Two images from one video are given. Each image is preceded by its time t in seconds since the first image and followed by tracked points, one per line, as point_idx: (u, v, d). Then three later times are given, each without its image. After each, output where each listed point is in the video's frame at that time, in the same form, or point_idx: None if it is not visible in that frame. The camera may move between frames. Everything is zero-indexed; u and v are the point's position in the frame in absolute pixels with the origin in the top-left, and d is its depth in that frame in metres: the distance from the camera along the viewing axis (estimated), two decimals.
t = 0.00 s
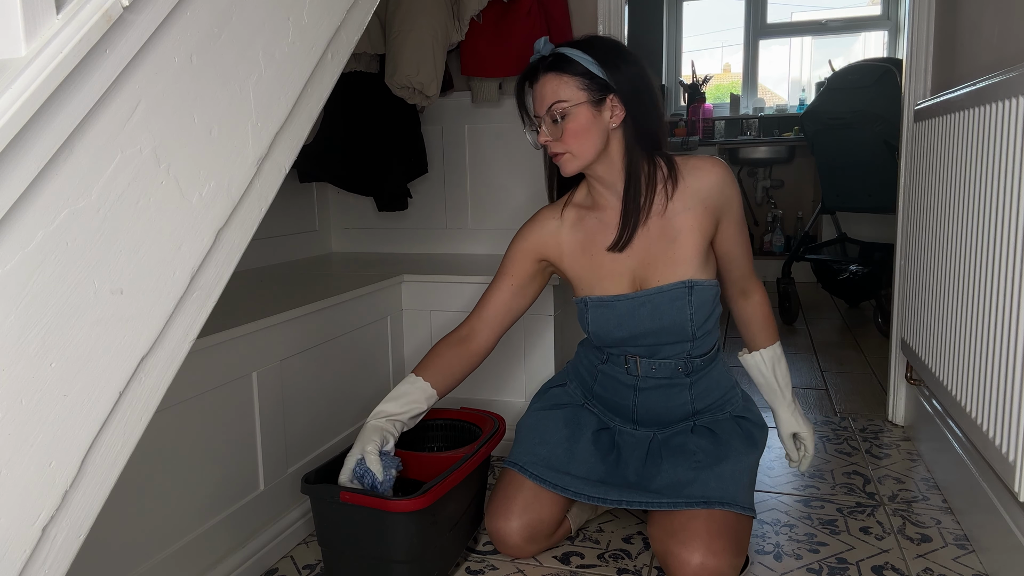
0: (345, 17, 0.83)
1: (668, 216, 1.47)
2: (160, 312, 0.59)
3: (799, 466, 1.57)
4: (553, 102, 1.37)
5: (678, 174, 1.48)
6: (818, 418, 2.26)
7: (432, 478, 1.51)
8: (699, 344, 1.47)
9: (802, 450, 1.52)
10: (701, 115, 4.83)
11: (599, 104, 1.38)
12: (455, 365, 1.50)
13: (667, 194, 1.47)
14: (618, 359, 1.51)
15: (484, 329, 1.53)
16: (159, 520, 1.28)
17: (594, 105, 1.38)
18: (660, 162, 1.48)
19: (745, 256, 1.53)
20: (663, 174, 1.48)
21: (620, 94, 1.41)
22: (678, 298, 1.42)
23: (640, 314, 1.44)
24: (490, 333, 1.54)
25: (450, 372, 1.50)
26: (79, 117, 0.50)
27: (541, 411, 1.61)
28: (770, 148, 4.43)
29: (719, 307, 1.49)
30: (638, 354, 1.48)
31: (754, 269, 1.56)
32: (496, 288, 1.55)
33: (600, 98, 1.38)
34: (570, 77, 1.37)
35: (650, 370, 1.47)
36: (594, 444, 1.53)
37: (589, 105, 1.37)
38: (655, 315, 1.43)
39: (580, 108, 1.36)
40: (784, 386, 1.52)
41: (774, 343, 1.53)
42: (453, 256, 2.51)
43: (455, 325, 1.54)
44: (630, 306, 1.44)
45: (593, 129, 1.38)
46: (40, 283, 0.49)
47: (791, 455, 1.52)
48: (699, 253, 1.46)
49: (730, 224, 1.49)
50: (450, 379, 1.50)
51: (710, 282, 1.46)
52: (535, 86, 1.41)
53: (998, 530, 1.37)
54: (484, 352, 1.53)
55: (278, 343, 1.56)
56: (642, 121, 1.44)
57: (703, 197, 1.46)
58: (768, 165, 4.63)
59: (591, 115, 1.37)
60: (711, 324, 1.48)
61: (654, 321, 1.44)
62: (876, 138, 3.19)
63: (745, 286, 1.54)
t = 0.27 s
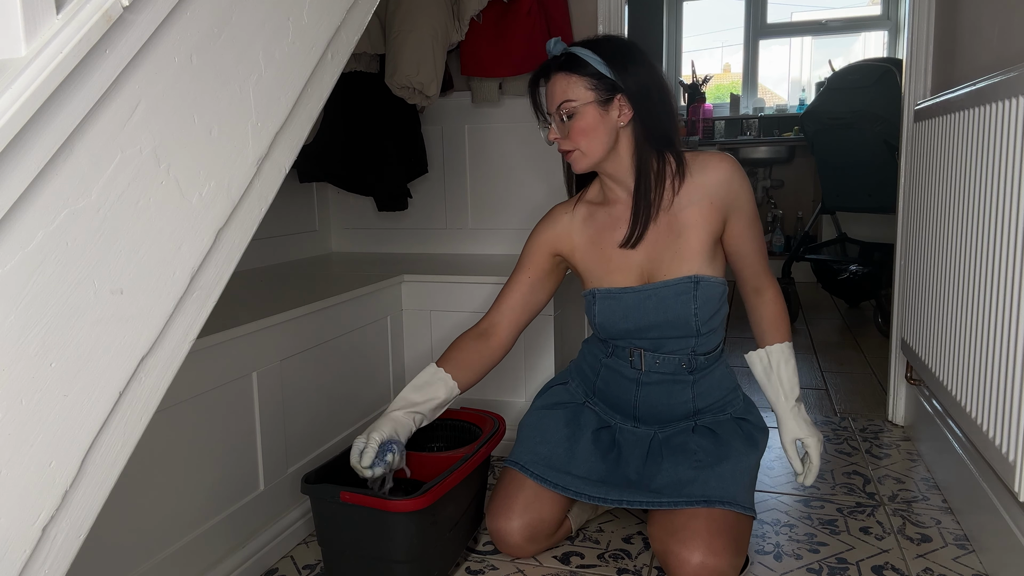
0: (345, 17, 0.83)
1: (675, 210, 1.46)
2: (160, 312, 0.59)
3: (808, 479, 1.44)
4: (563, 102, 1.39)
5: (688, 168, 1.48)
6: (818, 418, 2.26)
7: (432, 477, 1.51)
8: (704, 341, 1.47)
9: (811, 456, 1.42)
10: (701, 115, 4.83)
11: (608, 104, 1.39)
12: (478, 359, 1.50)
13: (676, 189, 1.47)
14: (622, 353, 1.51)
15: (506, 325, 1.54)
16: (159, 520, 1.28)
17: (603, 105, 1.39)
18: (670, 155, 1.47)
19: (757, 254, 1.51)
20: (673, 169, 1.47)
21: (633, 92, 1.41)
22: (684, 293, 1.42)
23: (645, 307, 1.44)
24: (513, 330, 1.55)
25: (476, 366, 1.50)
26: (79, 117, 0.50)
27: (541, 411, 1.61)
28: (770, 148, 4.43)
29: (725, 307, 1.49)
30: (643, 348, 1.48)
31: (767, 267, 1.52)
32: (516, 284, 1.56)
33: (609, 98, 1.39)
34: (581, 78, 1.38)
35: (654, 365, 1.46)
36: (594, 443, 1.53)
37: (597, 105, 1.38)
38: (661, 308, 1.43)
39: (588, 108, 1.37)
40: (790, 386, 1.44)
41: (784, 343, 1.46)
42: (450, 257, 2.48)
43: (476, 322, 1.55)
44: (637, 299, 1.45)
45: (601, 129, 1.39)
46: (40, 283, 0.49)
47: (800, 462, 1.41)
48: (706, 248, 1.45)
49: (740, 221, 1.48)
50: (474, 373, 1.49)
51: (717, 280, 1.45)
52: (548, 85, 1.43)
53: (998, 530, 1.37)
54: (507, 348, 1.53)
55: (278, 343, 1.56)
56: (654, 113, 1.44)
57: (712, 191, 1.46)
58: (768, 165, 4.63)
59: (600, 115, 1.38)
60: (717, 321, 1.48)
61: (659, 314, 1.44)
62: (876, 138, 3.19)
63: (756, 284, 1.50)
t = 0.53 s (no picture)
0: (345, 17, 0.83)
1: (673, 207, 1.47)
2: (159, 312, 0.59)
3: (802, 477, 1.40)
4: (560, 102, 1.39)
5: (686, 165, 1.48)
6: (818, 419, 2.26)
7: (432, 478, 1.51)
8: (705, 338, 1.46)
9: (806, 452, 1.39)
10: (701, 115, 4.83)
11: (605, 103, 1.39)
12: (481, 359, 1.49)
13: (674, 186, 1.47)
14: (623, 351, 1.51)
15: (508, 325, 1.53)
16: (159, 520, 1.28)
17: (601, 104, 1.39)
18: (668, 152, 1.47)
19: (757, 250, 1.51)
20: (671, 166, 1.47)
21: (630, 91, 1.41)
22: (684, 289, 1.42)
23: (645, 303, 1.44)
24: (516, 330, 1.54)
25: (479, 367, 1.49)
26: (79, 117, 0.50)
27: (542, 411, 1.61)
28: (770, 148, 4.43)
29: (726, 304, 1.49)
30: (643, 345, 1.48)
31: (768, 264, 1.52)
32: (518, 283, 1.55)
33: (607, 97, 1.39)
34: (578, 77, 1.38)
35: (655, 362, 1.46)
36: (594, 443, 1.53)
37: (594, 104, 1.38)
38: (661, 305, 1.43)
39: (585, 108, 1.37)
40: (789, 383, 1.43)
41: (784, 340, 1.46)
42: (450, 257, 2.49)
43: (478, 323, 1.55)
44: (637, 295, 1.45)
45: (598, 128, 1.39)
46: (40, 283, 0.49)
47: (796, 458, 1.38)
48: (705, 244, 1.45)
49: (739, 217, 1.48)
50: (477, 374, 1.48)
51: (717, 277, 1.45)
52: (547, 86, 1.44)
53: (998, 530, 1.37)
54: (509, 349, 1.52)
55: (278, 343, 1.56)
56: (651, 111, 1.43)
57: (709, 188, 1.46)
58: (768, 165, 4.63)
59: (597, 114, 1.38)
60: (718, 318, 1.48)
61: (659, 310, 1.44)
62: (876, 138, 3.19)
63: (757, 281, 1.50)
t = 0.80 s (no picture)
0: (345, 17, 0.83)
1: (670, 206, 1.47)
2: (159, 312, 0.59)
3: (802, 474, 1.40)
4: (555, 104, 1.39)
5: (682, 164, 1.48)
6: (818, 419, 2.26)
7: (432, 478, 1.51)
8: (702, 335, 1.47)
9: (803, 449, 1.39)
10: (701, 115, 4.83)
11: (599, 103, 1.38)
12: (479, 361, 1.48)
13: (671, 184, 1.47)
14: (621, 349, 1.51)
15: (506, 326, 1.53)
16: (159, 519, 1.28)
17: (595, 105, 1.38)
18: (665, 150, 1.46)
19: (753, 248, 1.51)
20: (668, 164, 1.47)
21: (625, 90, 1.40)
22: (681, 286, 1.42)
23: (643, 300, 1.44)
24: (513, 330, 1.54)
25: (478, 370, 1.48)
26: (78, 117, 0.50)
27: (541, 411, 1.61)
28: (770, 148, 4.43)
29: (723, 301, 1.49)
30: (641, 342, 1.48)
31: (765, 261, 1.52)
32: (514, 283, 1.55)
33: (601, 98, 1.38)
34: (573, 77, 1.38)
35: (653, 360, 1.47)
36: (593, 443, 1.53)
37: (589, 105, 1.37)
38: (658, 302, 1.44)
39: (580, 109, 1.37)
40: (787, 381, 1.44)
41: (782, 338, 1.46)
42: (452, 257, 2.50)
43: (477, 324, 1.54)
44: (635, 293, 1.45)
45: (593, 129, 1.38)
46: (40, 282, 0.49)
47: (794, 454, 1.39)
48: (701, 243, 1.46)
49: (736, 215, 1.48)
50: (478, 378, 1.48)
51: (715, 273, 1.45)
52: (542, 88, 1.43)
53: (998, 529, 1.37)
54: (508, 350, 1.52)
55: (278, 343, 1.56)
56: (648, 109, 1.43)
57: (705, 186, 1.46)
58: (768, 165, 4.63)
59: (592, 115, 1.38)
60: (715, 315, 1.48)
61: (657, 307, 1.44)
62: (876, 138, 3.19)
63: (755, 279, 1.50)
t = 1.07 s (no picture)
0: (345, 17, 0.83)
1: (673, 205, 1.47)
2: (159, 312, 0.59)
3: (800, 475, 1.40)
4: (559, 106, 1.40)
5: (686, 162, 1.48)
6: (818, 419, 2.26)
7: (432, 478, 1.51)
8: (703, 333, 1.47)
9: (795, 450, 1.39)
10: (701, 115, 4.83)
11: (602, 105, 1.39)
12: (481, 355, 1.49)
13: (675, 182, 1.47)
14: (622, 347, 1.51)
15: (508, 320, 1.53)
16: (160, 519, 1.28)
17: (598, 107, 1.39)
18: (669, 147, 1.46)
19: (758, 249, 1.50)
20: (673, 164, 1.47)
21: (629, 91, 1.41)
22: (682, 284, 1.43)
23: (645, 297, 1.44)
24: (516, 325, 1.54)
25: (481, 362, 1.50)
26: (78, 117, 0.50)
27: (541, 411, 1.61)
28: (770, 148, 4.43)
29: (725, 299, 1.49)
30: (642, 339, 1.48)
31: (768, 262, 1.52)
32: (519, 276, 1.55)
33: (604, 100, 1.39)
34: (576, 79, 1.39)
35: (654, 357, 1.47)
36: (592, 443, 1.53)
37: (591, 108, 1.39)
38: (659, 299, 1.44)
39: (582, 112, 1.38)
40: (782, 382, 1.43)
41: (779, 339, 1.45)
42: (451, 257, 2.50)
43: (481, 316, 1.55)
44: (636, 290, 1.45)
45: (596, 131, 1.40)
46: (40, 282, 0.49)
47: (788, 456, 1.39)
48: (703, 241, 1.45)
49: (740, 216, 1.47)
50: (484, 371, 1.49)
51: (717, 272, 1.45)
52: (547, 89, 1.44)
53: (998, 529, 1.37)
54: (512, 343, 1.53)
55: (278, 342, 1.56)
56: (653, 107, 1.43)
57: (708, 186, 1.46)
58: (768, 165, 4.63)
59: (593, 118, 1.39)
60: (716, 314, 1.48)
61: (659, 304, 1.44)
62: (875, 138, 3.19)
63: (757, 281, 1.50)
